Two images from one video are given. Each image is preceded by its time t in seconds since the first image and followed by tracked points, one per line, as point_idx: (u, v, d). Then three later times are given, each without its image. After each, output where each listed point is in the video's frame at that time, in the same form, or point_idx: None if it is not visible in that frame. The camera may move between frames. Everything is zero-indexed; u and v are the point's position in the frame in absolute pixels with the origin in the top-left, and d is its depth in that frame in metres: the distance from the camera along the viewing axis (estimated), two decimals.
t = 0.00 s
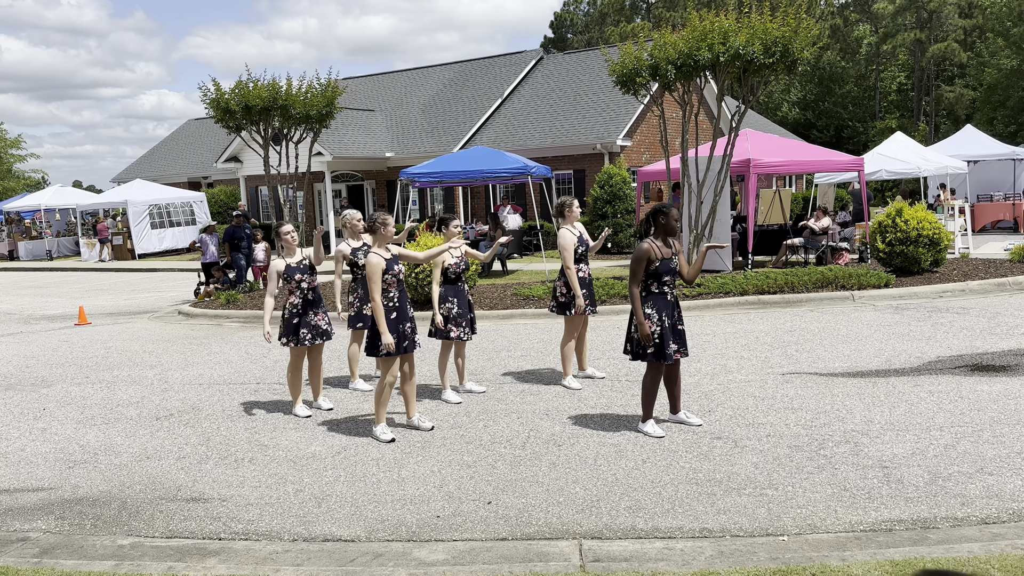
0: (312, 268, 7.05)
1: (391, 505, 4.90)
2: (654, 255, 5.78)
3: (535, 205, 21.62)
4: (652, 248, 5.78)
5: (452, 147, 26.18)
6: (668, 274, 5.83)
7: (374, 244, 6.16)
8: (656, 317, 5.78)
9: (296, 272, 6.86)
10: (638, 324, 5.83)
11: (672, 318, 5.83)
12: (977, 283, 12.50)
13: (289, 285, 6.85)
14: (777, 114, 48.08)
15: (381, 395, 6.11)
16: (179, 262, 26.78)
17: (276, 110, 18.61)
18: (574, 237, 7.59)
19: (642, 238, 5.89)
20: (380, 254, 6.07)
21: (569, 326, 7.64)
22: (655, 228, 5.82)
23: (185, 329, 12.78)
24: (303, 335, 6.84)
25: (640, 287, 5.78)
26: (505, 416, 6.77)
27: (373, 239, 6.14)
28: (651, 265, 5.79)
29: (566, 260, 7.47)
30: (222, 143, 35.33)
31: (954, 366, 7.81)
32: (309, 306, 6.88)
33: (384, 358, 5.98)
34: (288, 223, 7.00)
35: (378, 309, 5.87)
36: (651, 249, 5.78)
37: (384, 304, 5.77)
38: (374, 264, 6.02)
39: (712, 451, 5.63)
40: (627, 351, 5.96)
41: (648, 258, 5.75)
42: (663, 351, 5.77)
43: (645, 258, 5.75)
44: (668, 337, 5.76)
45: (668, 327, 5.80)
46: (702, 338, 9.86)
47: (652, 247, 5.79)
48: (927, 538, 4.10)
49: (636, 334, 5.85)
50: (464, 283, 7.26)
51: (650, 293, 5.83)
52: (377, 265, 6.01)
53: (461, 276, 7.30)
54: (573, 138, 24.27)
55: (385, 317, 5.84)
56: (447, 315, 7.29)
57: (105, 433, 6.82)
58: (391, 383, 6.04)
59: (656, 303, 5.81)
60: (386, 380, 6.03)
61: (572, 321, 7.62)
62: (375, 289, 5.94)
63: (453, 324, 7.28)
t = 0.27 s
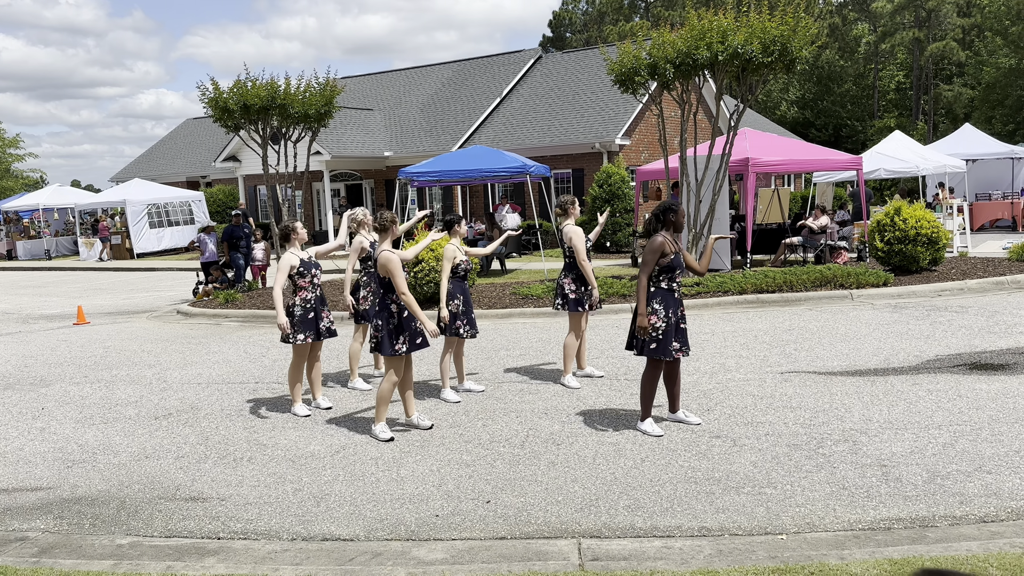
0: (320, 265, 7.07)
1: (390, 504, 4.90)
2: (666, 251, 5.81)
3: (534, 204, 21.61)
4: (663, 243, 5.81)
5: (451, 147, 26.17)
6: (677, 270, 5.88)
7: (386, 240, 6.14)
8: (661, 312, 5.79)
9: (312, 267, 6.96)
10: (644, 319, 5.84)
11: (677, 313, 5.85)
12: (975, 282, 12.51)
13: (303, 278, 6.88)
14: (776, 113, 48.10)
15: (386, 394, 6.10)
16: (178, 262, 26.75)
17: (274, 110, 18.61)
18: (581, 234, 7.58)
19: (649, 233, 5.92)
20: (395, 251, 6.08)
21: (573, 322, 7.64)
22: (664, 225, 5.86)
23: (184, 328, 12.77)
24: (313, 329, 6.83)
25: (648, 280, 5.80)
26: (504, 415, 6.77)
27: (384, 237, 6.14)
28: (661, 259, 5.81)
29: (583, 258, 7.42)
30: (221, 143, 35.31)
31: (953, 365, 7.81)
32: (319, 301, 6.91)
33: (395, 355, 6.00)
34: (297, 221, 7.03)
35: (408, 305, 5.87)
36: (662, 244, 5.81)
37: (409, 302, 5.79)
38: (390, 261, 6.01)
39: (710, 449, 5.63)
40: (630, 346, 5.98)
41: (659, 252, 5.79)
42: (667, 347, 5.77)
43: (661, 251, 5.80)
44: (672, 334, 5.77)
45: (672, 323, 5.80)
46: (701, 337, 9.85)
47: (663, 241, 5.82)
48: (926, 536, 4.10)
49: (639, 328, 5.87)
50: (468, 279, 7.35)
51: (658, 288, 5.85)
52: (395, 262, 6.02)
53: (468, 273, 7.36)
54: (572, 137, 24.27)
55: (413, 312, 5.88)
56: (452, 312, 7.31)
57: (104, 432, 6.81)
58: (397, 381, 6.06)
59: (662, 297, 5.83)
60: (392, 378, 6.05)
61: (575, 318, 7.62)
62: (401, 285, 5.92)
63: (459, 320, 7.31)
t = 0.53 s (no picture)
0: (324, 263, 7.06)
1: (388, 503, 4.91)
2: (673, 247, 5.83)
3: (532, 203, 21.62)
4: (671, 239, 5.83)
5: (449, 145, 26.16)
6: (682, 268, 5.90)
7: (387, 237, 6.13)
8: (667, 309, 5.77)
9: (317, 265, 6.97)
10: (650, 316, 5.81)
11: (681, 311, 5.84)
12: (973, 281, 12.53)
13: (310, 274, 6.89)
14: (774, 112, 48.13)
15: (386, 393, 6.09)
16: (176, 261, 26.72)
17: (272, 109, 18.60)
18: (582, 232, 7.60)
19: (654, 231, 5.94)
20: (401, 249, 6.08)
21: (571, 319, 7.65)
22: (668, 223, 5.90)
23: (182, 327, 12.76)
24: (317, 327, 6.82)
25: (657, 276, 5.81)
26: (503, 414, 6.77)
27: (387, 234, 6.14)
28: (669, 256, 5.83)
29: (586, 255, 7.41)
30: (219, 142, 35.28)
31: (951, 364, 7.83)
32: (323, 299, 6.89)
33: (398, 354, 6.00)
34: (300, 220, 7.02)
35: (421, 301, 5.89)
36: (670, 240, 5.83)
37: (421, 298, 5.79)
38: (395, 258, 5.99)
39: (708, 448, 5.64)
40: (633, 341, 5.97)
41: (669, 247, 5.80)
42: (672, 345, 5.77)
43: (667, 248, 5.82)
44: (678, 331, 5.77)
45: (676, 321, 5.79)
46: (699, 336, 9.86)
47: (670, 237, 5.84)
48: (923, 535, 4.11)
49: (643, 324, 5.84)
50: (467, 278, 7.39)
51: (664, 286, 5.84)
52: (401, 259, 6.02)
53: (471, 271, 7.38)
54: (570, 136, 24.27)
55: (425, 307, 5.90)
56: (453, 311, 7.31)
57: (102, 432, 6.80)
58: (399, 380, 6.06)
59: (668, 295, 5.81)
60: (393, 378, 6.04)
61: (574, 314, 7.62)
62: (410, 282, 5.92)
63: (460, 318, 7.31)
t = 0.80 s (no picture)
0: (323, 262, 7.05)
1: (387, 502, 4.91)
2: (675, 245, 5.86)
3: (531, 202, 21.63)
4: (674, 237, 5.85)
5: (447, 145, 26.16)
6: (683, 266, 5.92)
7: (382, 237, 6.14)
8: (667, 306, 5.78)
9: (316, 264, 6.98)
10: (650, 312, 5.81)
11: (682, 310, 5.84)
12: (971, 279, 12.55)
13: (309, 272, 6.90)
14: (772, 111, 48.16)
15: (384, 393, 6.10)
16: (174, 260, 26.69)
17: (270, 108, 18.59)
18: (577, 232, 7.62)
19: (656, 231, 5.96)
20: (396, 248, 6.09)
21: (567, 318, 7.63)
22: (672, 221, 5.91)
23: (180, 327, 12.75)
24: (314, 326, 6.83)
25: (658, 273, 5.83)
26: (501, 413, 6.77)
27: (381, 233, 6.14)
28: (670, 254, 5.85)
29: (577, 254, 7.45)
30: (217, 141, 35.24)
31: (949, 362, 7.85)
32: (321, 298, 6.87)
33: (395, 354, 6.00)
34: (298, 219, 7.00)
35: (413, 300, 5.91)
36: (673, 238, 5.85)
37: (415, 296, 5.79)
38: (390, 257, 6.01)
39: (706, 447, 5.64)
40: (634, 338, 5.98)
41: (671, 245, 5.83)
42: (671, 342, 5.78)
43: (668, 246, 5.84)
44: (678, 329, 5.77)
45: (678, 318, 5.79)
46: (697, 335, 9.86)
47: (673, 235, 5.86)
48: (920, 533, 4.12)
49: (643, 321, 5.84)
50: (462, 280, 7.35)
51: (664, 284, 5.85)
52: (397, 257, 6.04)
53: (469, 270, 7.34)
54: (569, 135, 24.26)
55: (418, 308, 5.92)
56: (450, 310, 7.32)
57: (100, 431, 6.79)
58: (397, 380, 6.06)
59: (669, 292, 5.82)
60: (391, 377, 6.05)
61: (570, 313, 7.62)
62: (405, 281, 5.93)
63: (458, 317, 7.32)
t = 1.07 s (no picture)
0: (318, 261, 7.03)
1: (384, 502, 4.90)
2: (662, 245, 5.83)
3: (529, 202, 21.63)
4: (661, 239, 5.84)
5: (445, 144, 26.15)
6: (674, 266, 5.88)
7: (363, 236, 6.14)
8: (661, 306, 5.79)
9: (311, 262, 6.95)
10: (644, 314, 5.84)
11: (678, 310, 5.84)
12: (969, 279, 12.56)
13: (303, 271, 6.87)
14: (770, 111, 48.15)
15: (376, 393, 6.12)
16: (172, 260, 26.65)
17: (268, 107, 18.57)
18: (563, 231, 7.58)
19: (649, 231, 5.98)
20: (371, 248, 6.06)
21: (560, 320, 7.64)
22: (663, 221, 5.91)
23: (178, 327, 12.75)
24: (310, 327, 6.86)
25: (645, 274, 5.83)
26: (499, 413, 6.77)
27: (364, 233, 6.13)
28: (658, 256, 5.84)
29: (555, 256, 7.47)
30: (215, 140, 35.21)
31: (947, 361, 7.85)
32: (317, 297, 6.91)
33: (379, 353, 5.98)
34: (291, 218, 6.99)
35: (377, 305, 5.87)
36: (659, 239, 5.84)
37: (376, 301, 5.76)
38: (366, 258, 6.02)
39: (705, 446, 5.64)
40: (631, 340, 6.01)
41: (657, 246, 5.81)
42: (667, 343, 5.79)
43: (654, 247, 5.82)
44: (672, 329, 5.76)
45: (674, 319, 5.79)
46: (695, 335, 9.86)
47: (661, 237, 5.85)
48: (918, 532, 4.12)
49: (639, 324, 5.87)
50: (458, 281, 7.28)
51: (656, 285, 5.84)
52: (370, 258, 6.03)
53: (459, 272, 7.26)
54: (567, 135, 24.25)
55: (384, 313, 5.87)
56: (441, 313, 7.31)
57: (97, 431, 6.78)
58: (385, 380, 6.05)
59: (665, 293, 5.82)
60: (381, 377, 6.06)
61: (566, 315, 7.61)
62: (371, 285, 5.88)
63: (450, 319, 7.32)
